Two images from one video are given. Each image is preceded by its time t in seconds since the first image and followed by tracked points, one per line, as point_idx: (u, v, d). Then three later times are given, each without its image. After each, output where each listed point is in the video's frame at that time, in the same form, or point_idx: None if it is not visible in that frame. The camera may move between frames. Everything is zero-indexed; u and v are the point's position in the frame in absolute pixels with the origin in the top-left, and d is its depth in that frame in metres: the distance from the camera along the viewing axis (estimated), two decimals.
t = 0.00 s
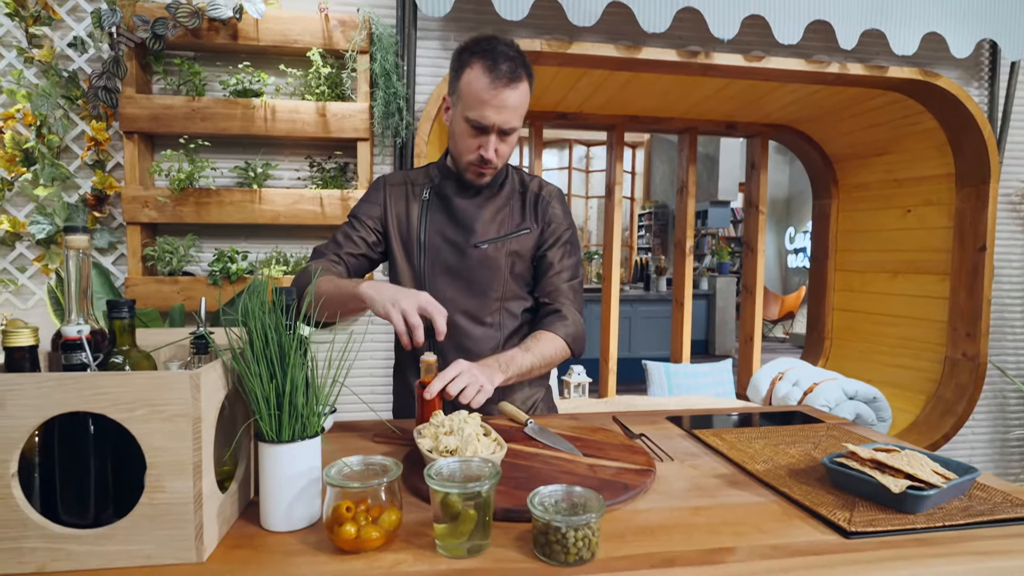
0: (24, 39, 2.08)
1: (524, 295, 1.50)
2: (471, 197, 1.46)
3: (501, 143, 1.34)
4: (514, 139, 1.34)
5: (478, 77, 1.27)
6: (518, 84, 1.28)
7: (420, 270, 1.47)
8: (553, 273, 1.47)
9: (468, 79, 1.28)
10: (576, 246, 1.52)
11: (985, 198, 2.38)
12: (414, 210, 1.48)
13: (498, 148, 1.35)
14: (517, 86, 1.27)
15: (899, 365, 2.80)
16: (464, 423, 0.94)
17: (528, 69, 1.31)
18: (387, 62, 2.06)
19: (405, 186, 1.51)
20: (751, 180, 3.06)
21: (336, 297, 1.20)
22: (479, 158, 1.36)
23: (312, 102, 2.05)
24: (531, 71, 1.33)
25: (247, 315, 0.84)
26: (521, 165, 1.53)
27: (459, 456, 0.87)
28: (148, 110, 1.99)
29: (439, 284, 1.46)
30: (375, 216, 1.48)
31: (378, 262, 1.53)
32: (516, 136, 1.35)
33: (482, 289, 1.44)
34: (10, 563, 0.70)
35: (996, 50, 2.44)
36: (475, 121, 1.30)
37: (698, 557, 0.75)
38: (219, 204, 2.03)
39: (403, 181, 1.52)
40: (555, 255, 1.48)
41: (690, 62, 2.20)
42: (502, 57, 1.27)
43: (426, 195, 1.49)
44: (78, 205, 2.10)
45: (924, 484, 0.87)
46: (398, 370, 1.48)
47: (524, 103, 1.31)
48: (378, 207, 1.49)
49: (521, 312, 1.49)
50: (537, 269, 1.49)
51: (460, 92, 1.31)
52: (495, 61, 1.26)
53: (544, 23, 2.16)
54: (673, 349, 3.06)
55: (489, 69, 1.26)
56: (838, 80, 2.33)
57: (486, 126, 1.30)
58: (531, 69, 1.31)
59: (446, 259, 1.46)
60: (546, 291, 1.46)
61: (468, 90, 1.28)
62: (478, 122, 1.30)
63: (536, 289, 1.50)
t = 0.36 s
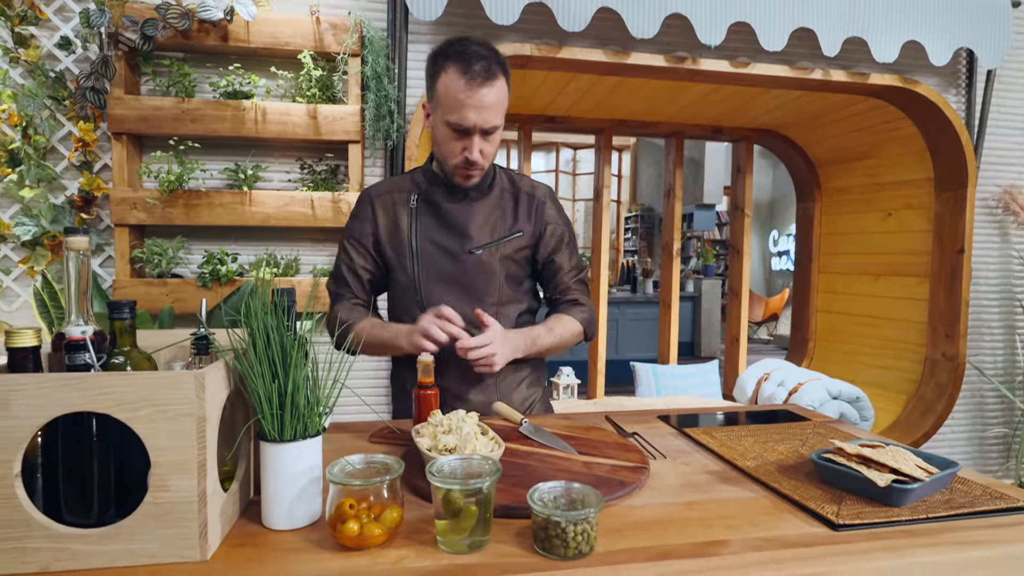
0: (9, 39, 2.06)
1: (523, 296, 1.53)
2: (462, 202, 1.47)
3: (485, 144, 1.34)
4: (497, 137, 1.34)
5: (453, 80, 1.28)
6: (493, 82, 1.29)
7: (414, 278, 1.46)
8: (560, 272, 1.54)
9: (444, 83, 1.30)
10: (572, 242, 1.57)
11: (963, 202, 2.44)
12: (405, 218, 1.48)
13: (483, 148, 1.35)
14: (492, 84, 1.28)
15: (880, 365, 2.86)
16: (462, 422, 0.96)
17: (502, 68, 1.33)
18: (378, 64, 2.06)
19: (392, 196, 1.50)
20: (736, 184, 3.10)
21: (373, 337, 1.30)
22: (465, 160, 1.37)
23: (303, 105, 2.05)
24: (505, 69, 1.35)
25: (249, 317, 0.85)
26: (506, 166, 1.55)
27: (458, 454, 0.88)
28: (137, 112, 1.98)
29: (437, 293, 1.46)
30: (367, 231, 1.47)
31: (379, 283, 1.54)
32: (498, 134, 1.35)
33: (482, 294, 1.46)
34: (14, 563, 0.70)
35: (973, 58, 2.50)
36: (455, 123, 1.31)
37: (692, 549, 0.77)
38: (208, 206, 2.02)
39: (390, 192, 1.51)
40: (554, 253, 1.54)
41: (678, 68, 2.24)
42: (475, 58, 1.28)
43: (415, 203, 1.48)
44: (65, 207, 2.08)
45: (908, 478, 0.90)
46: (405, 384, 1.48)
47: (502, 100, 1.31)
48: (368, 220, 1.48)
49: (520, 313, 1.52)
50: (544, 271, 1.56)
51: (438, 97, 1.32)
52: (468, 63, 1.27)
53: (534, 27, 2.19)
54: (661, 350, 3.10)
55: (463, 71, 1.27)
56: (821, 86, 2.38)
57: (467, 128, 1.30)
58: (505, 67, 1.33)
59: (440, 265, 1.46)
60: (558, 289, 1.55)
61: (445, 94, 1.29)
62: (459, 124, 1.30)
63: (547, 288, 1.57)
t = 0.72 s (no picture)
0: None
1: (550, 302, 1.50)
2: (491, 209, 1.43)
3: (501, 157, 1.29)
4: (514, 150, 1.28)
5: (466, 93, 1.21)
6: (509, 94, 1.21)
7: (442, 286, 1.44)
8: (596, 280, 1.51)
9: (458, 96, 1.23)
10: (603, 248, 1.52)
11: (943, 204, 2.49)
12: (432, 225, 1.45)
13: (500, 161, 1.29)
14: (508, 97, 1.20)
15: (863, 363, 2.92)
16: (463, 424, 0.97)
17: (521, 76, 1.25)
18: (370, 66, 2.06)
19: (421, 200, 1.47)
20: (722, 186, 3.14)
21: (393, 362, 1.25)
22: (481, 173, 1.32)
23: (294, 105, 2.04)
24: (525, 77, 1.26)
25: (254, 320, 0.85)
26: (532, 170, 1.50)
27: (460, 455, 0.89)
28: (125, 111, 1.96)
29: (464, 302, 1.43)
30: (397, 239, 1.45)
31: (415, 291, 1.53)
32: (516, 147, 1.29)
33: (512, 304, 1.43)
34: (18, 567, 0.70)
35: (952, 65, 2.56)
36: (469, 137, 1.25)
37: (691, 547, 0.79)
38: (198, 206, 2.01)
39: (419, 196, 1.48)
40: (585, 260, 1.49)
41: (667, 72, 2.27)
42: (490, 68, 1.21)
43: (442, 209, 1.45)
44: (50, 207, 2.05)
45: (897, 475, 0.93)
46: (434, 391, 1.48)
47: (520, 111, 1.24)
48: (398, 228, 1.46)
49: (548, 321, 1.48)
50: (578, 279, 1.53)
51: (453, 108, 1.26)
52: (481, 76, 1.20)
53: (525, 30, 2.20)
54: (649, 350, 3.13)
55: (476, 85, 1.20)
56: (806, 90, 2.43)
57: (483, 142, 1.25)
58: (524, 75, 1.24)
59: (468, 273, 1.43)
60: (593, 296, 1.52)
61: (460, 108, 1.23)
62: (474, 139, 1.25)
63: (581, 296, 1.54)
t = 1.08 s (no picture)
0: None
1: (578, 326, 1.40)
2: (539, 221, 1.35)
3: (569, 180, 1.22)
4: (585, 179, 1.21)
5: (555, 113, 1.12)
6: (600, 125, 1.12)
7: (476, 286, 1.37)
8: (619, 307, 1.36)
9: (545, 112, 1.14)
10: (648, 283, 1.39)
11: (921, 206, 2.55)
12: (480, 223, 1.39)
13: (566, 184, 1.23)
14: (598, 129, 1.11)
15: (844, 362, 2.98)
16: (464, 427, 0.97)
17: (615, 107, 1.15)
18: (359, 65, 2.05)
19: (477, 195, 1.41)
20: (707, 187, 3.18)
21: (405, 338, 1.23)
22: (545, 189, 1.25)
23: (283, 104, 2.02)
24: (618, 107, 1.16)
25: (257, 324, 0.85)
26: (597, 189, 1.40)
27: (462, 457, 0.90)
28: (109, 109, 1.93)
29: (490, 306, 1.36)
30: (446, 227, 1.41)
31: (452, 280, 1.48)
32: (587, 175, 1.22)
33: (539, 320, 1.34)
34: None
35: (930, 70, 2.63)
36: (545, 156, 1.17)
37: (694, 546, 0.80)
38: (183, 206, 1.98)
39: (476, 189, 1.42)
40: (624, 290, 1.37)
41: (655, 74, 2.29)
42: (586, 93, 1.11)
43: (495, 209, 1.39)
44: (29, 206, 2.00)
45: (888, 473, 0.96)
46: (452, 386, 1.43)
47: (605, 144, 1.15)
48: (448, 217, 1.41)
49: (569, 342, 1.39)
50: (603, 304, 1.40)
51: (537, 119, 1.17)
52: (576, 99, 1.10)
53: (514, 31, 2.21)
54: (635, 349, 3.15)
55: (568, 108, 1.10)
56: (791, 94, 2.47)
57: (556, 164, 1.17)
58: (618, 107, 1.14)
59: (502, 280, 1.35)
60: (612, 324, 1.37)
61: (544, 125, 1.14)
62: (549, 157, 1.17)
63: (601, 322, 1.40)
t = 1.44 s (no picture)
0: None
1: (579, 327, 1.40)
2: (546, 221, 1.33)
3: (583, 178, 1.21)
4: (600, 177, 1.21)
5: (578, 108, 1.11)
6: (622, 123, 1.12)
7: (478, 283, 1.34)
8: (620, 311, 1.37)
9: (568, 106, 1.13)
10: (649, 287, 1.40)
11: (896, 204, 2.61)
12: (485, 219, 1.36)
13: (580, 181, 1.22)
14: (619, 127, 1.12)
15: (820, 357, 3.04)
16: (459, 427, 0.97)
17: (636, 106, 1.15)
18: (341, 58, 2.01)
19: (482, 189, 1.38)
20: (686, 183, 3.22)
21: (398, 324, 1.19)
22: (558, 186, 1.24)
23: (262, 97, 1.98)
24: (638, 108, 1.17)
25: (250, 326, 0.83)
26: (605, 191, 1.39)
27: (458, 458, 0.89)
28: (79, 100, 1.86)
29: (492, 304, 1.33)
30: (448, 220, 1.36)
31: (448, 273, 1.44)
32: (602, 174, 1.21)
33: (541, 321, 1.33)
34: None
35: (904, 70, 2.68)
36: (564, 151, 1.16)
37: (691, 544, 0.81)
38: (159, 201, 1.93)
39: (482, 182, 1.38)
40: (626, 293, 1.38)
41: (637, 71, 2.30)
42: (610, 91, 1.11)
43: (501, 205, 1.35)
44: None
45: (875, 468, 0.98)
46: (446, 381, 1.41)
47: (623, 142, 1.15)
48: (451, 210, 1.37)
49: (568, 342, 1.39)
50: (604, 306, 1.41)
51: (558, 114, 1.16)
52: (600, 96, 1.10)
53: (498, 26, 2.20)
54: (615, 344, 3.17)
55: (592, 103, 1.10)
56: (771, 92, 2.50)
57: (574, 159, 1.16)
58: (639, 108, 1.15)
59: (506, 279, 1.33)
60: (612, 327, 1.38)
61: (566, 119, 1.13)
62: (567, 153, 1.16)
63: (600, 322, 1.41)
